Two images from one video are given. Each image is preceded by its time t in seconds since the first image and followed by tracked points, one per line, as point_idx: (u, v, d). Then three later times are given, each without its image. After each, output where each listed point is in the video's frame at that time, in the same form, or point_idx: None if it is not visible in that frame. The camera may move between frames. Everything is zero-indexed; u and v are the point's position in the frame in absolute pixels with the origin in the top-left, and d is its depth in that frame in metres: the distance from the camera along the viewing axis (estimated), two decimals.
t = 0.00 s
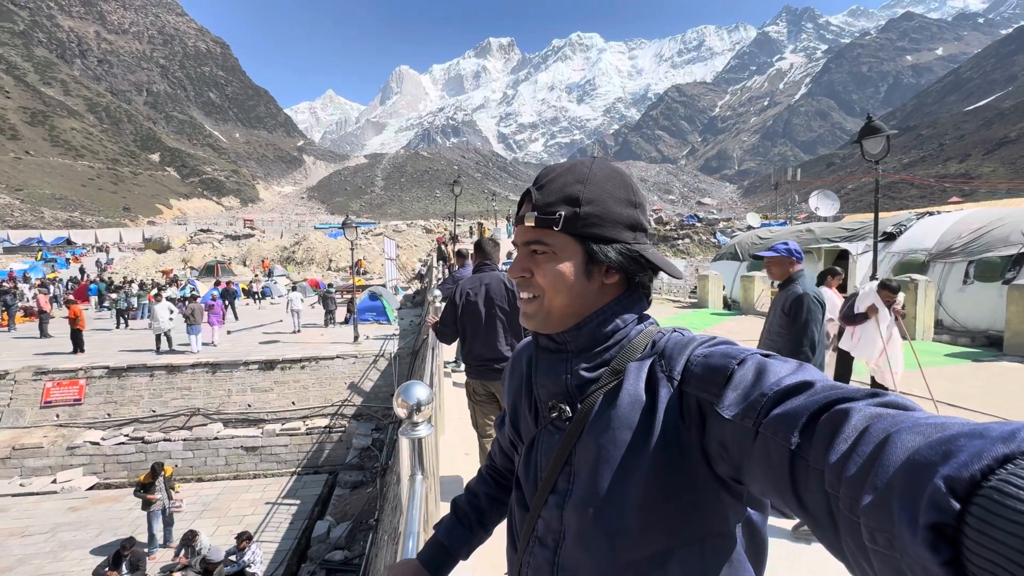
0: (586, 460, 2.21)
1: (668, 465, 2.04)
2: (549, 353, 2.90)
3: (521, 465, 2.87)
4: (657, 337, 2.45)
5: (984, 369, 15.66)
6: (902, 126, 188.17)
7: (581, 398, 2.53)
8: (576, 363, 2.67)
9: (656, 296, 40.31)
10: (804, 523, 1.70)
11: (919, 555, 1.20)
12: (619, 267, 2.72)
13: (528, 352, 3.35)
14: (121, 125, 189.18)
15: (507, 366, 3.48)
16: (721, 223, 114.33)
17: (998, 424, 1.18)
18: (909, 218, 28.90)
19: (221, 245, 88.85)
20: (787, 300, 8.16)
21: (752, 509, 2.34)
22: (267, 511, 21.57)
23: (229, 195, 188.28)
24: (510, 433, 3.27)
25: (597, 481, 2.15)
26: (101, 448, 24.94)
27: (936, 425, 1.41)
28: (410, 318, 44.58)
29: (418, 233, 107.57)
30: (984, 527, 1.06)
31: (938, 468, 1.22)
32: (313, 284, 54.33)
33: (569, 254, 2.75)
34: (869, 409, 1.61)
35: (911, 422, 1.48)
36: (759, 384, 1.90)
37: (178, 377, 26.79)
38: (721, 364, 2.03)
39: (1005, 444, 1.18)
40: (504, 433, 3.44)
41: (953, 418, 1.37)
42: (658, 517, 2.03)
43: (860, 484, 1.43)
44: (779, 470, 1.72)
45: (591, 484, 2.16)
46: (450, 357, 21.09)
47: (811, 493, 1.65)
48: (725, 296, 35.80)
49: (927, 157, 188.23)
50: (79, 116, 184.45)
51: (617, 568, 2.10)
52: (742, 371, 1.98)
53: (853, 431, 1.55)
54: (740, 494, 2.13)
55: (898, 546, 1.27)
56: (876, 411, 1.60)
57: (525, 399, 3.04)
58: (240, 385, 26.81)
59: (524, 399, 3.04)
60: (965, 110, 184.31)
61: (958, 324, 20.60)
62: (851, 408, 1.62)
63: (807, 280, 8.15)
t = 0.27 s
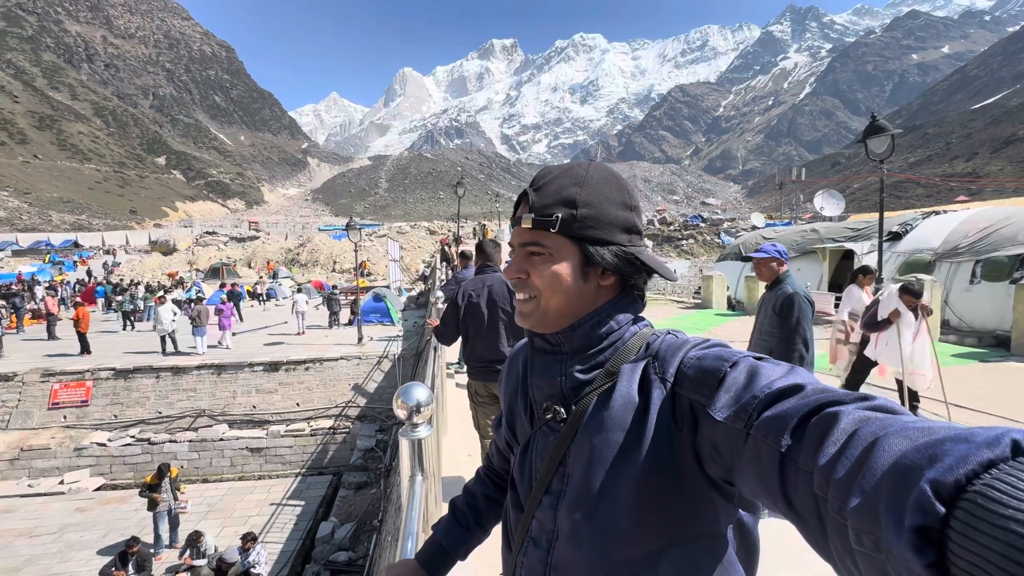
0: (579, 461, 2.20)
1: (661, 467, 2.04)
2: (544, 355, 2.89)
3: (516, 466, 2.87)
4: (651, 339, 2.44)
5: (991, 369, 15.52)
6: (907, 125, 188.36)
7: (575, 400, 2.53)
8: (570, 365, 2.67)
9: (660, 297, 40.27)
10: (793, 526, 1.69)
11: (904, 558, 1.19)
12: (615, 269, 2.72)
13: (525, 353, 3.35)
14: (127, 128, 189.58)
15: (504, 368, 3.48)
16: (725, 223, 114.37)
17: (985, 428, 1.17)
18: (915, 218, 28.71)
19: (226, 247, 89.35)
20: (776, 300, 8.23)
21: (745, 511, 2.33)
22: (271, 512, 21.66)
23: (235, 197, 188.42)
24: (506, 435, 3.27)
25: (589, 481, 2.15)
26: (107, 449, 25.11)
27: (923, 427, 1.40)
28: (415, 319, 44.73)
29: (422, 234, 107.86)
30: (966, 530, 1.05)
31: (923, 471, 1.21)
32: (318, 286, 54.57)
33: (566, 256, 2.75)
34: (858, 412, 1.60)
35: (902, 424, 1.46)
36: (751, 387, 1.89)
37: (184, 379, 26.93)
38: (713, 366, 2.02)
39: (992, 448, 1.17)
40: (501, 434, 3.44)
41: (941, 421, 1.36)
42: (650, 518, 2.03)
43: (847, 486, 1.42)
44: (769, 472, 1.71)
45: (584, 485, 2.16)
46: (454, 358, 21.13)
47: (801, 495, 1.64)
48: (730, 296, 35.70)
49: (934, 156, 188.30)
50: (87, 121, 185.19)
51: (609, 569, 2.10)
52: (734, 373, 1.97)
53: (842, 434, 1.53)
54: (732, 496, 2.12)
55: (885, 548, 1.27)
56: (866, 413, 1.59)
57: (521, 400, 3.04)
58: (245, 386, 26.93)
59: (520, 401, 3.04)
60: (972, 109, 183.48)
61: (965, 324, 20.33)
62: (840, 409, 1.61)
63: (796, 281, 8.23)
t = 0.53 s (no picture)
0: (578, 460, 2.20)
1: (660, 467, 2.03)
2: (544, 355, 2.89)
3: (516, 467, 2.87)
4: (650, 340, 2.44)
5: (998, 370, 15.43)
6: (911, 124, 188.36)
7: (575, 400, 2.52)
8: (569, 365, 2.67)
9: (663, 298, 40.25)
10: (791, 525, 1.69)
11: (902, 557, 1.18)
12: (617, 268, 2.73)
13: (525, 354, 3.35)
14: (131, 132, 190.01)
15: (505, 369, 3.48)
16: (729, 223, 114.29)
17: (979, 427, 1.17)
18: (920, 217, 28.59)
19: (231, 250, 89.77)
20: (761, 305, 8.26)
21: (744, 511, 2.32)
22: (276, 513, 21.72)
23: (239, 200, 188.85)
24: (507, 435, 3.27)
25: (588, 481, 2.14)
26: (114, 451, 25.25)
27: (921, 427, 1.39)
28: (419, 320, 44.86)
29: (426, 236, 108.14)
30: (963, 528, 1.05)
31: (921, 470, 1.20)
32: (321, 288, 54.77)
33: (570, 256, 2.75)
34: (857, 412, 1.59)
35: (899, 424, 1.46)
36: (749, 387, 1.88)
37: (189, 381, 27.07)
38: (712, 366, 2.02)
39: (987, 448, 1.17)
40: (502, 435, 3.43)
41: (939, 421, 1.36)
42: (648, 518, 2.02)
43: (845, 485, 1.42)
44: (768, 472, 1.70)
45: (582, 484, 2.16)
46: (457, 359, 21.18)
47: (799, 494, 1.63)
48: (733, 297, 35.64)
49: (939, 155, 188.27)
50: (94, 125, 186.41)
51: (608, 569, 2.09)
52: (732, 374, 1.96)
53: (840, 433, 1.53)
54: (730, 495, 2.11)
55: (882, 548, 1.26)
56: (864, 414, 1.58)
57: (521, 401, 3.04)
58: (250, 388, 27.04)
59: (520, 401, 3.04)
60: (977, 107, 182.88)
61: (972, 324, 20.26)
62: (838, 410, 1.60)
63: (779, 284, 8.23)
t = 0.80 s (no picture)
0: (581, 461, 2.20)
1: (662, 468, 2.03)
2: (546, 357, 2.89)
3: (518, 467, 2.87)
4: (652, 340, 2.44)
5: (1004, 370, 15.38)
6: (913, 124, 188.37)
7: (577, 401, 2.52)
8: (572, 365, 2.66)
9: (665, 299, 40.22)
10: (794, 526, 1.68)
11: (908, 560, 1.18)
12: (625, 266, 2.78)
13: (526, 355, 3.35)
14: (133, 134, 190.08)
15: (506, 370, 3.47)
16: (731, 223, 114.30)
17: (985, 429, 1.16)
18: (924, 217, 28.51)
19: (234, 252, 89.95)
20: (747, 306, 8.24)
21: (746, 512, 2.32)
22: (279, 515, 21.74)
23: (242, 202, 188.53)
24: (508, 436, 3.27)
25: (590, 482, 2.14)
26: (118, 453, 25.30)
27: (926, 429, 1.38)
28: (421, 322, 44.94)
29: (428, 237, 108.31)
30: (970, 530, 1.04)
31: (928, 473, 1.19)
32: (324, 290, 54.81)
33: (582, 255, 2.76)
34: (860, 413, 1.59)
35: (904, 426, 1.45)
36: (753, 388, 1.88)
37: (192, 383, 27.12)
38: (716, 367, 2.01)
39: (993, 450, 1.16)
40: (504, 436, 3.43)
41: (943, 422, 1.35)
42: (651, 519, 2.02)
43: (849, 487, 1.41)
44: (771, 473, 1.70)
45: (585, 486, 2.15)
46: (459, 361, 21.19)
47: (803, 496, 1.62)
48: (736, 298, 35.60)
49: (943, 155, 188.29)
50: (97, 128, 187.29)
51: (611, 570, 2.08)
52: (735, 374, 1.96)
53: (844, 435, 1.52)
54: (732, 496, 2.11)
55: (888, 550, 1.25)
56: (868, 415, 1.57)
57: (523, 401, 3.04)
58: (253, 390, 27.08)
59: (522, 402, 3.04)
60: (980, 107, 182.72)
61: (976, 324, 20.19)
62: (843, 411, 1.60)
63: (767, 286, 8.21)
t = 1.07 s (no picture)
0: (580, 460, 2.20)
1: (661, 466, 2.03)
2: (547, 355, 2.89)
3: (517, 466, 2.87)
4: (652, 338, 2.44)
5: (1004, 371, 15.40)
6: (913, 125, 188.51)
7: (577, 399, 2.52)
8: (572, 364, 2.66)
9: (666, 300, 40.22)
10: (793, 524, 1.68)
11: (906, 557, 1.17)
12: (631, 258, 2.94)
13: (526, 354, 3.34)
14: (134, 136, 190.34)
15: (506, 370, 3.47)
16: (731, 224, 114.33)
17: (984, 426, 1.15)
18: (924, 218, 28.51)
19: (235, 254, 90.01)
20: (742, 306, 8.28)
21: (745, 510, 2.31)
22: (279, 517, 21.74)
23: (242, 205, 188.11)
24: (508, 436, 3.26)
25: (589, 481, 2.14)
26: (118, 455, 25.32)
27: (925, 426, 1.38)
28: (422, 323, 44.98)
29: (428, 239, 108.43)
30: (968, 527, 1.04)
31: (925, 470, 1.20)
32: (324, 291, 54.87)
33: (599, 247, 2.81)
34: (860, 411, 1.58)
35: (903, 423, 1.44)
36: (752, 386, 1.88)
37: (193, 384, 27.16)
38: (715, 365, 2.01)
39: (992, 447, 1.15)
40: (503, 436, 3.43)
41: (943, 419, 1.34)
42: (650, 517, 2.02)
43: (849, 485, 1.41)
44: (770, 471, 1.69)
45: (584, 484, 2.15)
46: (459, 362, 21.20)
47: (802, 494, 1.62)
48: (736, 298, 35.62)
49: (944, 155, 188.36)
50: (98, 131, 187.53)
51: (609, 568, 2.08)
52: (734, 372, 1.96)
53: (843, 433, 1.52)
54: (731, 494, 2.11)
55: (885, 547, 1.25)
56: (867, 412, 1.57)
57: (522, 401, 3.04)
58: (253, 392, 27.10)
59: (521, 401, 3.04)
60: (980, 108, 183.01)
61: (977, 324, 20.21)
62: (842, 409, 1.59)
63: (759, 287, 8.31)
